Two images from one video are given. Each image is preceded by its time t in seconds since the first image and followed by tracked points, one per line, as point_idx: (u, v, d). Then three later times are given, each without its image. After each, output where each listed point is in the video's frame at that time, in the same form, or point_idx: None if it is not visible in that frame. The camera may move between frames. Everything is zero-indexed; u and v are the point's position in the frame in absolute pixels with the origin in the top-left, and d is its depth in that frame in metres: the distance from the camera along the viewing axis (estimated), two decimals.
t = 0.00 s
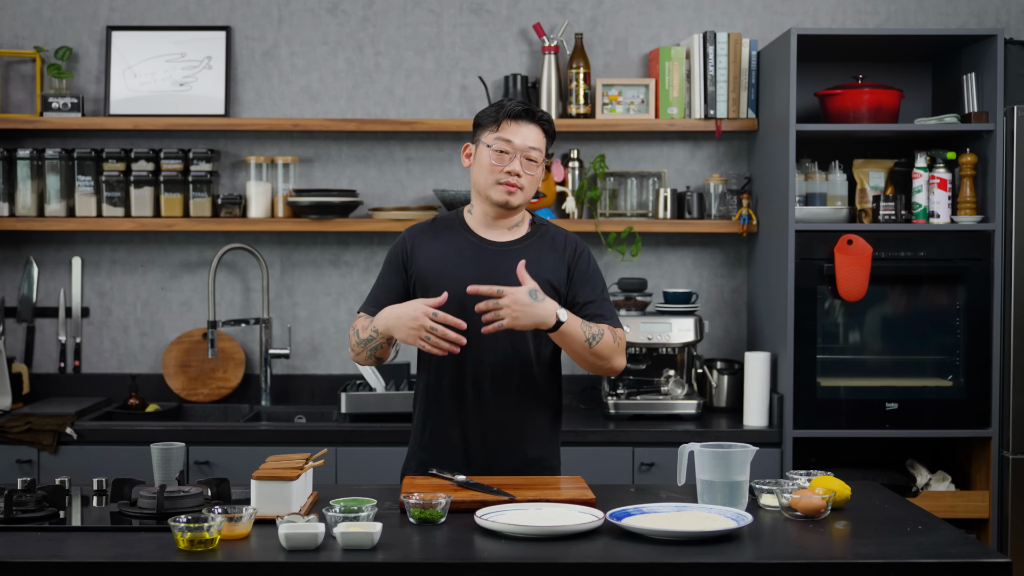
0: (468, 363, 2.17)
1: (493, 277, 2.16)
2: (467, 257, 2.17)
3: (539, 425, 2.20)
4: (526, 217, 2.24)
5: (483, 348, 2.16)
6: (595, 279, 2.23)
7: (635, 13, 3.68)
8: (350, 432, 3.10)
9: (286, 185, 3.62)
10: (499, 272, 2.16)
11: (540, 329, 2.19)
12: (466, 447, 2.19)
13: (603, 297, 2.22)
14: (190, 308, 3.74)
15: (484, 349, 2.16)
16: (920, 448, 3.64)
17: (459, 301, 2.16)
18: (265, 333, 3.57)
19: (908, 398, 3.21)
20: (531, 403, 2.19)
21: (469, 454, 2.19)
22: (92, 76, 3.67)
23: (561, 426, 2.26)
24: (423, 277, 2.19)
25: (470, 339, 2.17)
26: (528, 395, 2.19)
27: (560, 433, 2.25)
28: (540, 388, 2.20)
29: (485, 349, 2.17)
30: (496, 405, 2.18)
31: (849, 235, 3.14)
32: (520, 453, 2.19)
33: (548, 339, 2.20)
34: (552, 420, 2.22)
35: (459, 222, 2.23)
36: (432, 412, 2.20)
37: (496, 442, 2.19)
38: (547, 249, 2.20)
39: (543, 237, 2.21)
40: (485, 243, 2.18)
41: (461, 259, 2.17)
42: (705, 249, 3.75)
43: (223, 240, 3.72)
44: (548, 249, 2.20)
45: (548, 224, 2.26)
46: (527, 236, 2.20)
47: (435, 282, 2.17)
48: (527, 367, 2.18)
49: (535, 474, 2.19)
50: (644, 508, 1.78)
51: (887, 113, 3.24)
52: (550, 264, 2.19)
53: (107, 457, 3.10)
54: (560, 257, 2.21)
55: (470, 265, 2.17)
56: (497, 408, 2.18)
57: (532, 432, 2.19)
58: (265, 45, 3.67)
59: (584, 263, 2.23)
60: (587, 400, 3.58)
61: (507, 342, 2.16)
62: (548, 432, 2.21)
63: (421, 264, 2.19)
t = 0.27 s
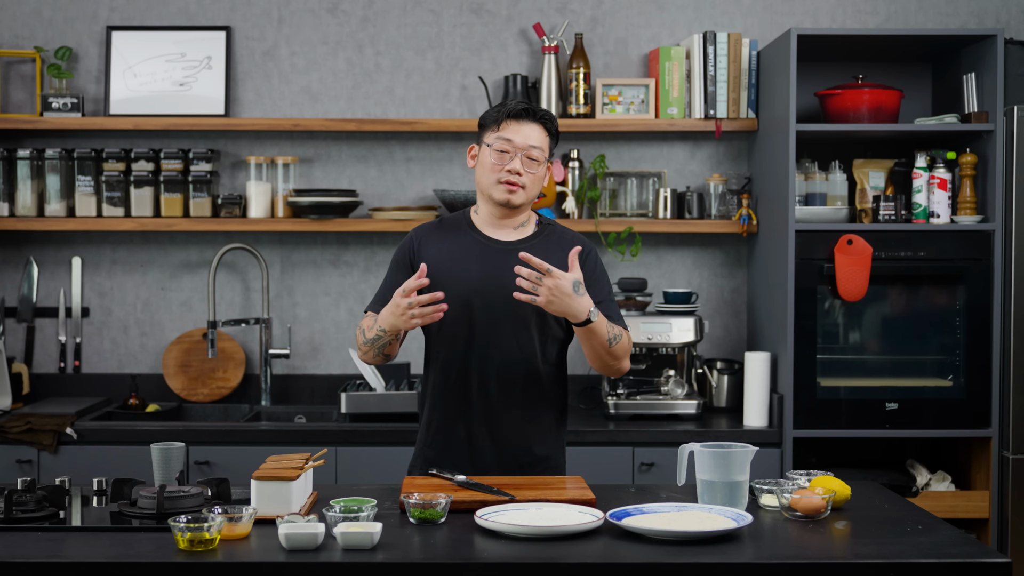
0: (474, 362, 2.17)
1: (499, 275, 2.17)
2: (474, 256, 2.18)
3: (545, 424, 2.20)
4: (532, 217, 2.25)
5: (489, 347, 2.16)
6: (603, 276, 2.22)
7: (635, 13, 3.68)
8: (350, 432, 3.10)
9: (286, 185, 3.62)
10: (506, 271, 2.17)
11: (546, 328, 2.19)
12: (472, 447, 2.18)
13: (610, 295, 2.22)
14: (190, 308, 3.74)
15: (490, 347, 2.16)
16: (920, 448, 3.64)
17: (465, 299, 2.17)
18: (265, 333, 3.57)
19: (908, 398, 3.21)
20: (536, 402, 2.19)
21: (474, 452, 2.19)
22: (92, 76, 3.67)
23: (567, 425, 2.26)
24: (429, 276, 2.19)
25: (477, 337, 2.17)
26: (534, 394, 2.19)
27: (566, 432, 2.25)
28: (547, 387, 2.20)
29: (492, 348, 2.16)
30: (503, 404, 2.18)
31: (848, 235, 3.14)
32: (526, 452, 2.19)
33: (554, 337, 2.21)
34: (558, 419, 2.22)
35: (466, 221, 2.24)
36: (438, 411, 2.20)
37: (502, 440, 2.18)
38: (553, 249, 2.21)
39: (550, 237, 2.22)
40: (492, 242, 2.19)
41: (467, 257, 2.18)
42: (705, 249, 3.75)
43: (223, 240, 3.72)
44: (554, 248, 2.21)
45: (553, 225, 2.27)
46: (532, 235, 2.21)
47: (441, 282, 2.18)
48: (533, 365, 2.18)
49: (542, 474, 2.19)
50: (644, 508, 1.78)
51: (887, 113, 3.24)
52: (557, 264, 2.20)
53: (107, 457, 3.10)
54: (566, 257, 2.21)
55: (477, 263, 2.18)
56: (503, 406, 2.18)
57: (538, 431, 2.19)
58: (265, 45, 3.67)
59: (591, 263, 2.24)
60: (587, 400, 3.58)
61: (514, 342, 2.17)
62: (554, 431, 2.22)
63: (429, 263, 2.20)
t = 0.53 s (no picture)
0: (479, 366, 2.17)
1: (504, 279, 2.16)
2: (479, 261, 2.18)
3: (550, 427, 2.21)
4: (536, 221, 2.25)
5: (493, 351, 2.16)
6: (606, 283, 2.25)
7: (635, 13, 3.68)
8: (350, 432, 3.10)
9: (286, 185, 3.62)
10: (510, 275, 2.16)
11: (551, 331, 2.19)
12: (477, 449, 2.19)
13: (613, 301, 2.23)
14: (190, 308, 3.74)
15: (495, 351, 2.16)
16: (920, 448, 3.64)
17: (469, 304, 2.16)
18: (266, 333, 3.57)
19: (908, 398, 3.21)
20: (541, 405, 2.19)
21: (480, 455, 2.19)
22: (92, 76, 3.67)
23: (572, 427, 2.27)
24: (434, 280, 2.19)
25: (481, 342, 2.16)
26: (539, 398, 2.19)
27: (571, 434, 2.25)
28: (552, 390, 2.20)
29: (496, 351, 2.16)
30: (508, 408, 2.18)
31: (848, 235, 3.14)
32: (532, 453, 2.20)
33: (558, 340, 2.20)
34: (563, 421, 2.23)
35: (469, 225, 2.24)
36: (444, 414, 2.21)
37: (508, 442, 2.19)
38: (557, 253, 2.21)
39: (554, 241, 2.22)
40: (497, 246, 2.19)
41: (471, 261, 2.18)
42: (705, 249, 3.75)
43: (223, 240, 3.73)
44: (559, 252, 2.21)
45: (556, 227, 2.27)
46: (537, 239, 2.21)
47: (446, 286, 2.17)
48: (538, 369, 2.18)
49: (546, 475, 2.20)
50: (644, 508, 1.78)
51: (887, 113, 3.24)
52: (561, 268, 2.19)
53: (107, 457, 3.10)
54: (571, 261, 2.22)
55: (481, 267, 2.17)
56: (509, 409, 2.18)
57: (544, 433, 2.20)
58: (265, 45, 3.67)
59: (595, 268, 2.25)
60: (587, 400, 3.58)
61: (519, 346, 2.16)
62: (559, 432, 2.22)
63: (433, 267, 2.19)
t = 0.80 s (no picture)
0: (479, 373, 2.17)
1: (505, 287, 2.15)
2: (480, 268, 2.16)
3: (550, 431, 2.23)
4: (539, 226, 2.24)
5: (495, 358, 2.17)
6: (607, 290, 2.25)
7: (635, 13, 3.68)
8: (350, 432, 3.10)
9: (286, 185, 3.62)
10: (511, 283, 2.15)
11: (552, 339, 2.19)
12: (477, 454, 2.20)
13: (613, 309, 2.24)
14: (190, 308, 3.74)
15: (496, 358, 2.17)
16: (920, 448, 3.64)
17: (470, 311, 2.15)
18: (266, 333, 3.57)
19: (908, 398, 3.21)
20: (542, 410, 2.21)
21: (481, 459, 2.20)
22: (92, 76, 3.67)
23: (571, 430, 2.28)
24: (435, 286, 2.18)
25: (482, 349, 2.16)
26: (539, 404, 2.20)
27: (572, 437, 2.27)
28: (552, 396, 2.21)
29: (497, 358, 2.17)
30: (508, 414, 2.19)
31: (849, 235, 3.14)
32: (533, 457, 2.21)
33: (559, 346, 2.21)
34: (563, 425, 2.24)
35: (471, 231, 2.22)
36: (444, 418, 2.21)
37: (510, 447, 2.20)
38: (559, 260, 2.20)
39: (556, 247, 2.21)
40: (499, 253, 2.18)
41: (473, 269, 2.17)
42: (705, 249, 3.75)
43: (223, 240, 3.73)
44: (561, 259, 2.20)
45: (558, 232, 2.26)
46: (540, 245, 2.20)
47: (447, 293, 2.16)
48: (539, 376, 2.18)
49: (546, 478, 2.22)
50: (644, 508, 1.78)
51: (887, 113, 3.24)
52: (563, 275, 2.19)
53: (107, 457, 3.10)
54: (573, 268, 2.21)
55: (482, 275, 2.16)
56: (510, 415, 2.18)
57: (545, 437, 2.22)
58: (265, 45, 3.67)
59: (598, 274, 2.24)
60: (587, 400, 3.58)
61: (520, 354, 2.17)
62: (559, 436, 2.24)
63: (434, 274, 2.18)
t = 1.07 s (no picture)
0: (477, 376, 2.18)
1: (502, 292, 2.15)
2: (476, 272, 2.17)
3: (550, 433, 2.23)
4: (536, 229, 2.23)
5: (492, 361, 2.17)
6: (606, 291, 2.23)
7: (635, 13, 3.68)
8: (350, 432, 3.10)
9: (286, 185, 3.62)
10: (508, 287, 2.15)
11: (549, 341, 2.18)
12: (477, 455, 2.20)
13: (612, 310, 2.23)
14: (190, 308, 3.74)
15: (494, 362, 2.17)
16: (921, 448, 3.64)
17: (467, 314, 2.16)
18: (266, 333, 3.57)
19: (907, 398, 3.21)
20: (541, 413, 2.21)
21: (480, 461, 2.21)
22: (92, 77, 3.67)
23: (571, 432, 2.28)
24: (432, 290, 2.18)
25: (479, 352, 2.17)
26: (538, 406, 2.20)
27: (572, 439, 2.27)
28: (551, 398, 2.21)
29: (495, 361, 2.17)
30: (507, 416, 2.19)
31: (849, 235, 3.14)
32: (532, 459, 2.22)
33: (557, 349, 2.20)
34: (563, 427, 2.24)
35: (468, 234, 2.22)
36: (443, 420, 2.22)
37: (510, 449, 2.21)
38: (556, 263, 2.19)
39: (553, 250, 2.21)
40: (495, 257, 2.18)
41: (469, 273, 2.17)
42: (705, 249, 3.75)
43: (223, 240, 3.72)
44: (558, 262, 2.20)
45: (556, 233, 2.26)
46: (537, 248, 2.20)
47: (444, 296, 2.17)
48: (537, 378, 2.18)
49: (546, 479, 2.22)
50: (644, 508, 1.78)
51: (887, 113, 3.24)
52: (560, 278, 2.18)
53: (107, 457, 3.10)
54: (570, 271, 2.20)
55: (478, 278, 2.16)
56: (509, 418, 2.19)
57: (546, 438, 2.22)
58: (265, 45, 3.67)
59: (595, 276, 2.23)
60: (587, 400, 3.58)
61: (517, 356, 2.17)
62: (560, 437, 2.24)
63: (431, 278, 2.19)
